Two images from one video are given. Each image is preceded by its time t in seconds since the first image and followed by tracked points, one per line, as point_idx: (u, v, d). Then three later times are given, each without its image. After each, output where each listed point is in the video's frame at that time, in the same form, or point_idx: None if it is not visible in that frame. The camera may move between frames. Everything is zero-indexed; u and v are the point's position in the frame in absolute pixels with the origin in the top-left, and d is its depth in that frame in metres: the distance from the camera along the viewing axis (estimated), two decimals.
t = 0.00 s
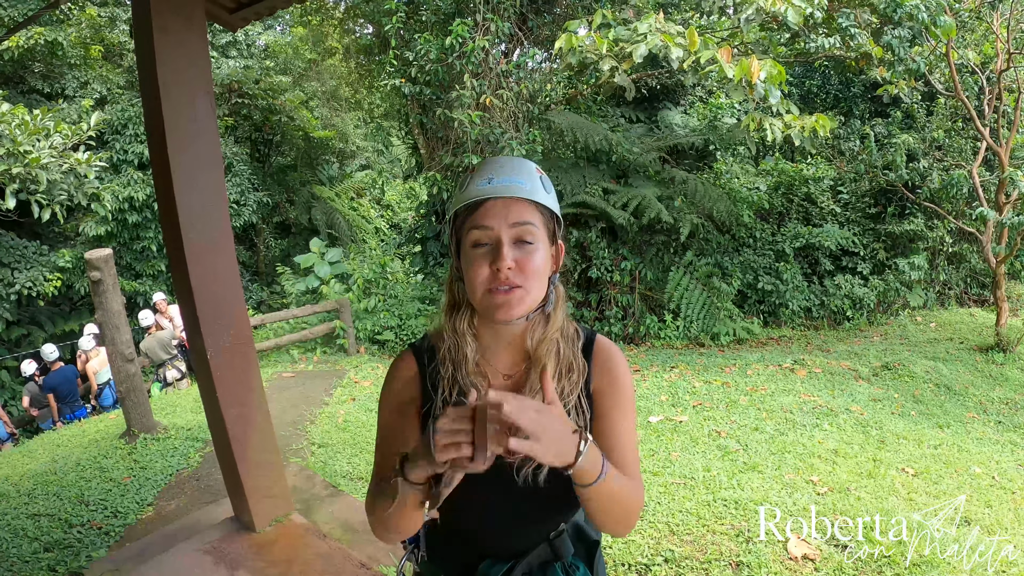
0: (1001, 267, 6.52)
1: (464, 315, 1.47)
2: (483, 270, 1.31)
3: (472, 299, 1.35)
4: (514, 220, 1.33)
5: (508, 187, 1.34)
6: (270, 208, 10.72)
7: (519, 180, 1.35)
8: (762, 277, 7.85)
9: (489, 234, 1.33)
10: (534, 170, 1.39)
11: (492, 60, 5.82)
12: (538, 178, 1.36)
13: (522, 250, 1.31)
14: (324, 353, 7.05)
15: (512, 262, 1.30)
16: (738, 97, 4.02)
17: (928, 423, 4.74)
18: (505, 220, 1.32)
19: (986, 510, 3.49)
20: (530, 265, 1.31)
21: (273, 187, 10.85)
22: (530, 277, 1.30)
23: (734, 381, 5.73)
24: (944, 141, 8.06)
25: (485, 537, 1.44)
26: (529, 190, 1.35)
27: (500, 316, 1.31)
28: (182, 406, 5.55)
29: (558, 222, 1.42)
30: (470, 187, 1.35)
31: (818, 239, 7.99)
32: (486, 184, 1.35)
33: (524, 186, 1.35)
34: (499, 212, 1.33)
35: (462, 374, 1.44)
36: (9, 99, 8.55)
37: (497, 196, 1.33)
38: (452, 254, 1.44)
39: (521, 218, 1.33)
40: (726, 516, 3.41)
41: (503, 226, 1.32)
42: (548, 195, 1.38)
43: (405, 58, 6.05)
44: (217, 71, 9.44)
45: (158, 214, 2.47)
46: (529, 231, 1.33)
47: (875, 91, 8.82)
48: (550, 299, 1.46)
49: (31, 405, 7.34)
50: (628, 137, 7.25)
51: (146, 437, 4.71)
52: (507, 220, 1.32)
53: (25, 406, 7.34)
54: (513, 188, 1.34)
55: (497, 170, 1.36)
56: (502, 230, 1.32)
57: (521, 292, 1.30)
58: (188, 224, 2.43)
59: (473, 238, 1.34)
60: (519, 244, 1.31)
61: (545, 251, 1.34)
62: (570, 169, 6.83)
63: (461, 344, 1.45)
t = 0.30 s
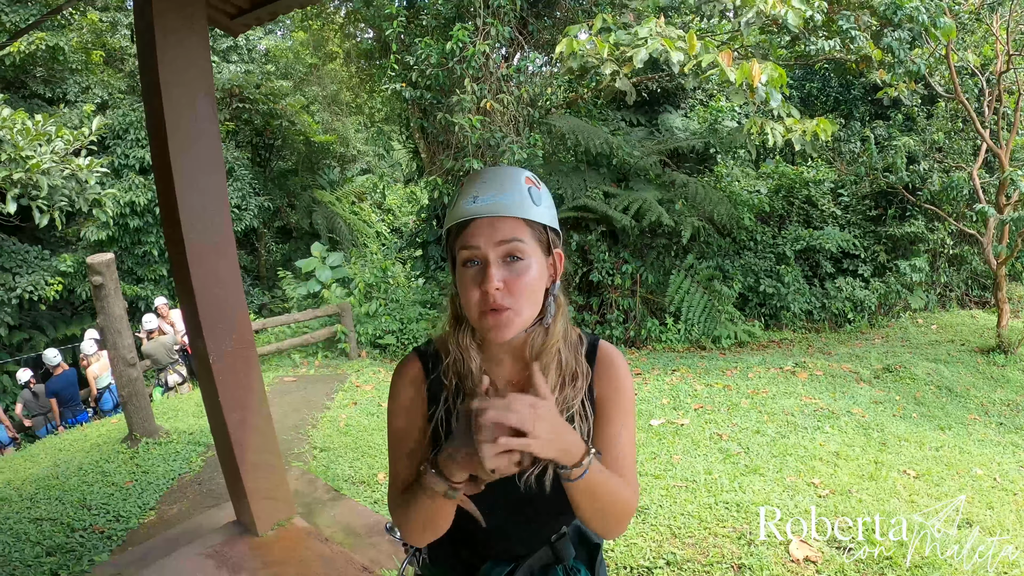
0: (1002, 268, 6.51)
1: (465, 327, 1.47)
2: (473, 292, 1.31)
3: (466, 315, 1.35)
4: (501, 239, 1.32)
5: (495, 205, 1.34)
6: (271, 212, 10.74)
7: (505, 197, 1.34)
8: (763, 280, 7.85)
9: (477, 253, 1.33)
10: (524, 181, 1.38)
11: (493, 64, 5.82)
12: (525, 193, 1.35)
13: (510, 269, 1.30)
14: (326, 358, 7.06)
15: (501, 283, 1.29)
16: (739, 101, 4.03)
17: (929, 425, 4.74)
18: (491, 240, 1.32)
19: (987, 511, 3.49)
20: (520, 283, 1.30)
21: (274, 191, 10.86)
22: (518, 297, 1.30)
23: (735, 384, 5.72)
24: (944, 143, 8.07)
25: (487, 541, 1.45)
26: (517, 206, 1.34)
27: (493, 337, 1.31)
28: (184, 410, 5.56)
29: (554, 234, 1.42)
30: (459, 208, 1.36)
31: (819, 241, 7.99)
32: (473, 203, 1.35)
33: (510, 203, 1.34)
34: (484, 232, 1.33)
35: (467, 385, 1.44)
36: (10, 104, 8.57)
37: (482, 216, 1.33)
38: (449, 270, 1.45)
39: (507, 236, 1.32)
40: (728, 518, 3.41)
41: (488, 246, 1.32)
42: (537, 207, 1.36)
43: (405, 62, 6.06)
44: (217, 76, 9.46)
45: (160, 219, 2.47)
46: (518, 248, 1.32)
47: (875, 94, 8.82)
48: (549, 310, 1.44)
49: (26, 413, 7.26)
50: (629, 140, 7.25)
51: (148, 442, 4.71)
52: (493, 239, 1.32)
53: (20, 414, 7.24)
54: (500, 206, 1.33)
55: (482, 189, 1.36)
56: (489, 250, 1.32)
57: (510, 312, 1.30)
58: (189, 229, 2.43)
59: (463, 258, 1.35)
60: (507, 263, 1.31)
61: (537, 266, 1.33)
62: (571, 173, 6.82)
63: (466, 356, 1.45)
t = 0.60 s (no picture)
0: (1004, 269, 6.50)
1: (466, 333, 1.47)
2: (477, 303, 1.32)
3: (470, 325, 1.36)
4: (505, 251, 1.32)
5: (500, 218, 1.33)
6: (272, 216, 10.76)
7: (509, 209, 1.34)
8: (765, 282, 7.85)
9: (481, 265, 1.33)
10: (527, 190, 1.38)
11: (494, 67, 5.83)
12: (529, 205, 1.35)
13: (514, 282, 1.31)
14: (328, 361, 7.06)
15: (505, 296, 1.31)
16: (741, 103, 4.02)
17: (932, 427, 4.73)
18: (496, 253, 1.32)
19: (990, 513, 3.48)
20: (525, 295, 1.31)
21: (276, 195, 10.87)
22: (523, 309, 1.31)
23: (737, 387, 5.72)
24: (945, 144, 8.06)
25: (489, 543, 1.45)
26: (521, 218, 1.34)
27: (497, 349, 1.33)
28: (186, 414, 5.56)
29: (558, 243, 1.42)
30: (462, 220, 1.35)
31: (820, 243, 7.99)
32: (476, 214, 1.35)
33: (513, 215, 1.34)
34: (488, 243, 1.33)
35: (471, 390, 1.45)
36: (12, 108, 8.59)
37: (486, 227, 1.33)
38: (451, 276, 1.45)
39: (512, 249, 1.32)
40: (730, 521, 3.41)
41: (492, 258, 1.32)
42: (541, 217, 1.36)
43: (407, 66, 6.06)
44: (219, 80, 9.48)
45: (162, 224, 2.48)
46: (522, 260, 1.32)
47: (876, 95, 8.82)
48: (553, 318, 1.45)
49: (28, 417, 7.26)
50: (630, 143, 7.25)
51: (150, 445, 4.71)
52: (497, 251, 1.32)
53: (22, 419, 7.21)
54: (504, 218, 1.33)
55: (486, 200, 1.35)
56: (494, 263, 1.32)
57: (515, 324, 1.31)
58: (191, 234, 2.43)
59: (466, 269, 1.35)
60: (512, 275, 1.32)
61: (541, 278, 1.34)
62: (572, 176, 6.82)
63: (468, 362, 1.45)
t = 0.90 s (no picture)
0: (1004, 271, 6.49)
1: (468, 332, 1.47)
2: (474, 300, 1.32)
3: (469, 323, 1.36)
4: (501, 247, 1.32)
5: (498, 215, 1.34)
6: (273, 217, 10.76)
7: (508, 205, 1.34)
8: (766, 283, 7.85)
9: (479, 262, 1.33)
10: (527, 189, 1.38)
11: (496, 69, 5.83)
12: (527, 202, 1.35)
13: (512, 278, 1.31)
14: (329, 362, 7.06)
15: (503, 291, 1.30)
16: (744, 104, 4.01)
17: (933, 428, 4.73)
18: (493, 249, 1.32)
19: (990, 514, 3.48)
20: (523, 292, 1.30)
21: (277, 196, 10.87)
22: (521, 305, 1.30)
23: (738, 388, 5.71)
24: (947, 145, 8.06)
25: (489, 542, 1.45)
26: (519, 215, 1.34)
27: (496, 346, 1.32)
28: (187, 414, 5.57)
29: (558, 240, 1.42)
30: (461, 216, 1.36)
31: (821, 244, 8.00)
32: (475, 211, 1.35)
33: (512, 212, 1.34)
34: (486, 240, 1.33)
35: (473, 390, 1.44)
36: (13, 109, 8.60)
37: (484, 224, 1.34)
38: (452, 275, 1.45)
39: (509, 244, 1.32)
40: (732, 521, 3.41)
41: (490, 255, 1.32)
42: (539, 214, 1.36)
43: (408, 67, 6.07)
44: (220, 80, 9.48)
45: (164, 225, 2.48)
46: (519, 257, 1.32)
47: (877, 96, 8.82)
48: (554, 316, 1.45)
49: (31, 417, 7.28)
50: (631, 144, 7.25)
51: (151, 446, 4.71)
52: (494, 247, 1.32)
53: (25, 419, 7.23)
54: (503, 214, 1.33)
55: (485, 197, 1.36)
56: (491, 259, 1.32)
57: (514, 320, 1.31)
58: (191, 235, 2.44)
59: (465, 266, 1.35)
60: (509, 271, 1.31)
61: (539, 273, 1.33)
62: (573, 177, 6.81)
63: (471, 362, 1.44)
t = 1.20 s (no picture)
0: (1005, 272, 6.49)
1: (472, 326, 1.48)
2: (469, 292, 1.34)
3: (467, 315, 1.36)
4: (496, 240, 1.33)
5: (496, 208, 1.34)
6: (274, 217, 10.77)
7: (506, 199, 1.35)
8: (766, 284, 7.85)
9: (475, 254, 1.35)
10: (527, 185, 1.37)
11: (496, 69, 5.83)
12: (525, 197, 1.35)
13: (504, 271, 1.31)
14: (329, 362, 7.06)
15: (493, 283, 1.31)
16: (744, 105, 4.01)
17: (933, 429, 4.73)
18: (488, 241, 1.34)
19: (990, 515, 3.48)
20: (514, 285, 1.31)
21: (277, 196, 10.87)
22: (511, 299, 1.30)
23: (738, 389, 5.71)
24: (948, 146, 8.06)
25: (487, 542, 1.44)
26: (516, 210, 1.34)
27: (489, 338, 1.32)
28: (187, 414, 5.57)
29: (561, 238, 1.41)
30: (463, 209, 1.39)
31: (822, 245, 8.01)
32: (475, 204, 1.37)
33: (510, 205, 1.34)
34: (483, 232, 1.35)
35: (473, 385, 1.43)
36: (14, 109, 8.60)
37: (482, 217, 1.35)
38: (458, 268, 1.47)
39: (503, 238, 1.33)
40: (732, 522, 3.41)
41: (485, 247, 1.34)
42: (538, 210, 1.35)
43: (409, 67, 6.07)
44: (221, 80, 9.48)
45: (165, 224, 2.49)
46: (513, 251, 1.32)
47: (877, 97, 8.83)
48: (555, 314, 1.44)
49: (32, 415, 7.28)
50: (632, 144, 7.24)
51: (151, 446, 4.71)
52: (488, 240, 1.34)
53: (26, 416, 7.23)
54: (500, 208, 1.34)
55: (486, 191, 1.37)
56: (486, 251, 1.33)
57: (503, 315, 1.30)
58: (192, 236, 2.44)
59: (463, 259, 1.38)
60: (502, 265, 1.32)
61: (534, 269, 1.33)
62: (573, 177, 6.81)
63: (473, 356, 1.44)
